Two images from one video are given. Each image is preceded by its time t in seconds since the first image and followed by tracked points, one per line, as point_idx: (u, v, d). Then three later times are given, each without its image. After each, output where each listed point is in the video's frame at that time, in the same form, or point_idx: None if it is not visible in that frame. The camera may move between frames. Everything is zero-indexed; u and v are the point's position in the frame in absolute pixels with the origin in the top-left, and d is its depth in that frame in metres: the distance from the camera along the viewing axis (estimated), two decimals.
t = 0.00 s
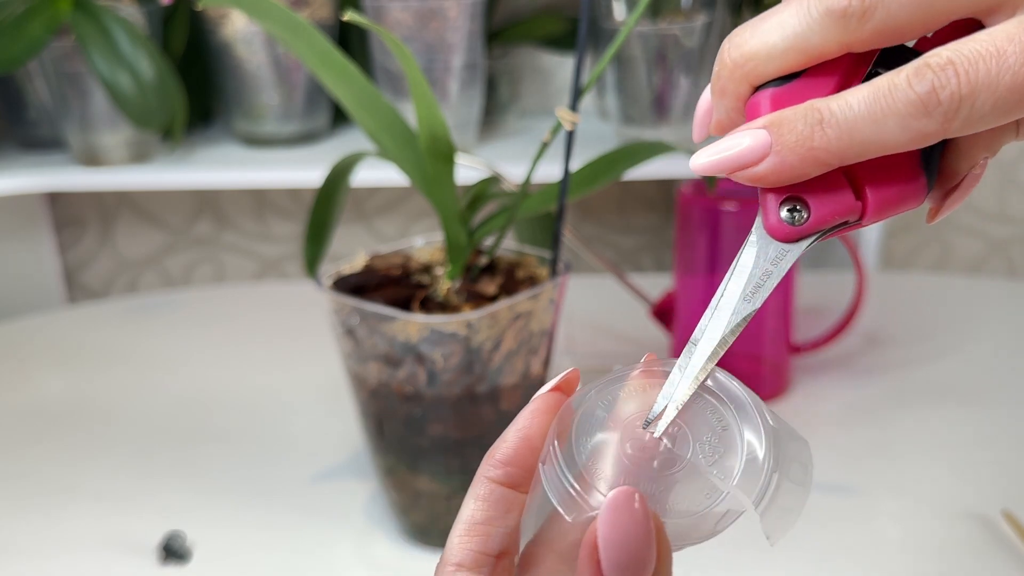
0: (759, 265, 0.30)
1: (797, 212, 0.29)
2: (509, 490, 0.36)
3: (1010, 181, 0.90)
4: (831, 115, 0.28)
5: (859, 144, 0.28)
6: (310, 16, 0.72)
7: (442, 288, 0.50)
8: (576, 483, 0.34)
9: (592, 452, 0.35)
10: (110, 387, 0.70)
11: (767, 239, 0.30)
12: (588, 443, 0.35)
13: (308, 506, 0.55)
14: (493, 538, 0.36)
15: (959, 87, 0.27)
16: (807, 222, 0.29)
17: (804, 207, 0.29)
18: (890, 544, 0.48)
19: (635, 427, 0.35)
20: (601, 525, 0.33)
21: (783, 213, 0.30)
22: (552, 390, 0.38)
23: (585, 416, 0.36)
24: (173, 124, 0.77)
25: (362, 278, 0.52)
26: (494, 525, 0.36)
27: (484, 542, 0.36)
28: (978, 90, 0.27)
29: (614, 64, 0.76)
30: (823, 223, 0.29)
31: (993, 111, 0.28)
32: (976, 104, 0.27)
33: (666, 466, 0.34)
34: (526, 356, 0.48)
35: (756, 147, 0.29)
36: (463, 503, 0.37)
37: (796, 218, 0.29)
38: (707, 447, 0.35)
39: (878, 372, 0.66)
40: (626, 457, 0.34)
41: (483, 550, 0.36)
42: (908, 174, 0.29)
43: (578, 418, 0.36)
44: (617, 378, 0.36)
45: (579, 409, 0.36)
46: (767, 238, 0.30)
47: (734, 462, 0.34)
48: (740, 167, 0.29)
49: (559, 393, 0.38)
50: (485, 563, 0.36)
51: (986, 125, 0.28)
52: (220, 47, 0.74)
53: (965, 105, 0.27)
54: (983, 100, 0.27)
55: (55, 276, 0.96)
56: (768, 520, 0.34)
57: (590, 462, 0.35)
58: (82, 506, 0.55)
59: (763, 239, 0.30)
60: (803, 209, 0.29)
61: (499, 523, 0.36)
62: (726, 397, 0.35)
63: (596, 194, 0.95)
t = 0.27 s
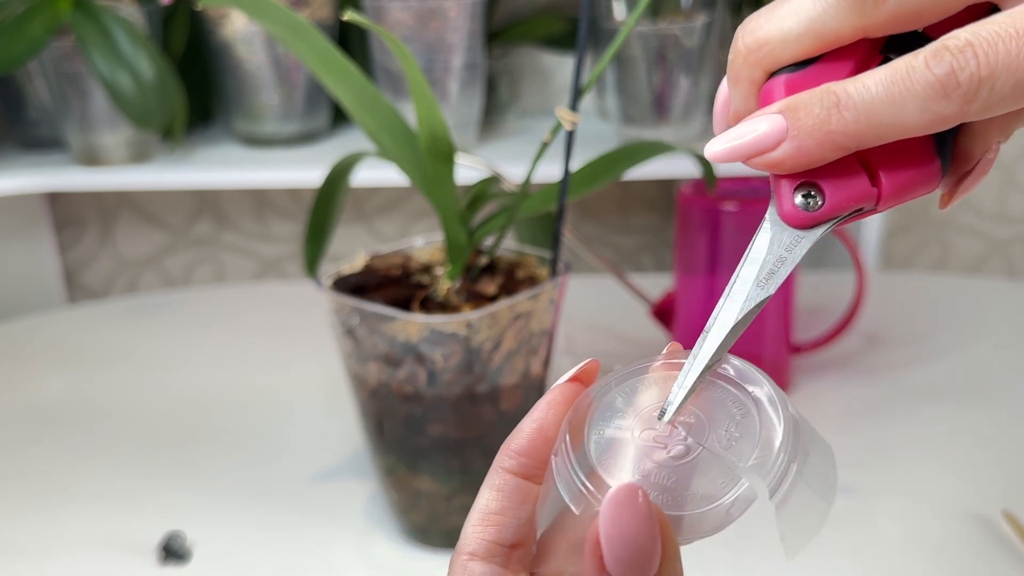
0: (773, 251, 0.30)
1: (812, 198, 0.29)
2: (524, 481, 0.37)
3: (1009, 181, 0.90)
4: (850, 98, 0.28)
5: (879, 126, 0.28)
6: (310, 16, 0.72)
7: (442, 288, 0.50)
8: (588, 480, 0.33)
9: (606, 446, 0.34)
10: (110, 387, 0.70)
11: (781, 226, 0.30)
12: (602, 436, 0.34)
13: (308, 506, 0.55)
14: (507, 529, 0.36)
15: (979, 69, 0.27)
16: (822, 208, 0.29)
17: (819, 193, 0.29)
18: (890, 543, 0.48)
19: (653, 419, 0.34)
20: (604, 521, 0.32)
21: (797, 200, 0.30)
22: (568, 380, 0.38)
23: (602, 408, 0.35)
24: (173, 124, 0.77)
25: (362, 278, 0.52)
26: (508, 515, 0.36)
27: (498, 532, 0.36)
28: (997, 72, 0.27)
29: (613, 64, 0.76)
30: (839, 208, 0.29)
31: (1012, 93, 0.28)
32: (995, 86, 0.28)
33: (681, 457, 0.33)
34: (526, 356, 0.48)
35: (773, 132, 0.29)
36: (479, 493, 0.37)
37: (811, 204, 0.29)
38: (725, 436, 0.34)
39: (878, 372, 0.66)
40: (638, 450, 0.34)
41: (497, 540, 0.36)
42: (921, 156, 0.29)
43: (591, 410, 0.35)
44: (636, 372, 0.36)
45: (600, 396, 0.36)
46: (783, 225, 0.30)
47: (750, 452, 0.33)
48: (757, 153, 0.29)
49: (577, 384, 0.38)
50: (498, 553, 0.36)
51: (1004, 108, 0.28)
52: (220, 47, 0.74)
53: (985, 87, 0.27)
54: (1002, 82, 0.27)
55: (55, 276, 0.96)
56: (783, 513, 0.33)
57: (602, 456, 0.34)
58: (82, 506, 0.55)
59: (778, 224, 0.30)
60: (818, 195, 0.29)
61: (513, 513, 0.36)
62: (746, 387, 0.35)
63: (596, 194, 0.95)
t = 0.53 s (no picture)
0: (769, 238, 0.30)
1: (811, 189, 0.29)
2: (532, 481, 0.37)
3: (1009, 181, 0.91)
4: (849, 85, 0.28)
5: (879, 112, 0.28)
6: (310, 16, 0.72)
7: (442, 288, 0.50)
8: (594, 480, 0.33)
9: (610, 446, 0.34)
10: (110, 387, 0.70)
11: (779, 216, 0.30)
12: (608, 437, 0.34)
13: (308, 506, 0.55)
14: (514, 528, 0.36)
15: (976, 54, 0.27)
16: (821, 200, 0.29)
17: (818, 184, 0.29)
18: (890, 543, 0.48)
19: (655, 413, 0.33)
20: (610, 520, 0.32)
21: (796, 190, 0.29)
22: (574, 381, 0.38)
23: (609, 407, 0.34)
24: (173, 124, 0.77)
25: (362, 278, 0.52)
26: (516, 515, 0.37)
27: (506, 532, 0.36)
28: (994, 56, 0.27)
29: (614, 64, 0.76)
30: (837, 201, 0.29)
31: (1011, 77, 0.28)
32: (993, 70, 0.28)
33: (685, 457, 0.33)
34: (526, 356, 0.48)
35: (775, 122, 0.29)
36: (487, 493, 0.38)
37: (809, 194, 0.29)
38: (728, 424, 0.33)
39: (878, 372, 0.66)
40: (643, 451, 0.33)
41: (504, 540, 0.36)
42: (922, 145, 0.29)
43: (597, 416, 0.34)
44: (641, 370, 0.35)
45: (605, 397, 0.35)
46: (779, 215, 0.30)
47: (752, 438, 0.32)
48: (758, 144, 0.29)
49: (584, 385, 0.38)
50: (506, 552, 0.36)
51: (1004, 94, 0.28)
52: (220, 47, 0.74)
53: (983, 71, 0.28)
54: (1000, 67, 0.28)
55: (55, 276, 0.96)
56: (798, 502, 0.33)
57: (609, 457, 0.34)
58: (82, 506, 0.55)
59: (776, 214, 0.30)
60: (817, 186, 0.29)
61: (521, 513, 0.37)
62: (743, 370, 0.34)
63: (596, 194, 0.95)
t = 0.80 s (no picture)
0: (795, 222, 0.30)
1: (827, 168, 0.29)
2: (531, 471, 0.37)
3: (1010, 180, 0.91)
4: (852, 69, 0.28)
5: (881, 95, 0.28)
6: (310, 16, 0.72)
7: (442, 288, 0.50)
8: (597, 468, 0.34)
9: (614, 437, 0.34)
10: (110, 387, 0.70)
11: (799, 198, 0.30)
12: (610, 428, 0.34)
13: (307, 506, 0.55)
14: (513, 519, 0.36)
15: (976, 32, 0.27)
16: (838, 177, 0.29)
17: (833, 162, 0.29)
18: (890, 543, 0.47)
19: (660, 414, 0.34)
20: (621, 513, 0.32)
21: (813, 170, 0.30)
22: (575, 375, 0.39)
23: (612, 404, 0.35)
24: (174, 124, 0.77)
25: (362, 278, 0.52)
26: (514, 504, 0.36)
27: (504, 521, 0.36)
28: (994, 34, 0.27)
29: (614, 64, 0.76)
30: (854, 176, 0.29)
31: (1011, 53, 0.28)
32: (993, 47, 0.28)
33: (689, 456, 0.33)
34: (526, 356, 0.48)
35: (780, 108, 0.29)
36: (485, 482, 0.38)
37: (825, 174, 0.29)
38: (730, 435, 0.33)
39: (878, 371, 0.66)
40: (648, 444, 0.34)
41: (503, 529, 0.36)
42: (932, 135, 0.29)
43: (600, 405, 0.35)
44: (639, 370, 0.36)
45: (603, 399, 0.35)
46: (800, 197, 0.30)
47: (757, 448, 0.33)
48: (765, 129, 0.29)
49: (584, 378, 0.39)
50: (503, 542, 0.36)
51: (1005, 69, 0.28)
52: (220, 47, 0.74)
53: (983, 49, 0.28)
54: (1000, 43, 0.28)
55: (55, 276, 0.96)
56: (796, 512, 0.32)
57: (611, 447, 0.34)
58: (81, 506, 0.55)
59: (795, 196, 0.31)
60: (832, 164, 0.29)
61: (520, 503, 0.37)
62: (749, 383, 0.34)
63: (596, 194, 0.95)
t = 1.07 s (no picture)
0: (791, 262, 0.29)
1: (821, 206, 0.28)
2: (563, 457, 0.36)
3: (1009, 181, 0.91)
4: (841, 104, 0.27)
5: (873, 131, 0.27)
6: (310, 16, 0.72)
7: (442, 288, 0.50)
8: (628, 462, 0.34)
9: (645, 432, 0.34)
10: (109, 387, 0.70)
11: (794, 235, 0.29)
12: (642, 423, 0.34)
13: (308, 506, 0.55)
14: (542, 502, 0.36)
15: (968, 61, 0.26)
16: (833, 215, 0.28)
17: (828, 200, 0.28)
18: (889, 543, 0.48)
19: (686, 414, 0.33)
20: (643, 509, 0.32)
21: (806, 207, 0.28)
22: (614, 362, 0.36)
23: (645, 401, 0.34)
24: (174, 124, 0.77)
25: (363, 278, 0.52)
26: (545, 488, 0.36)
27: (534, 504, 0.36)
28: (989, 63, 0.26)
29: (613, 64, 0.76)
30: (848, 213, 0.28)
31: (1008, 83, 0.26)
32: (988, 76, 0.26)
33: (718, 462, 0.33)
34: (526, 356, 0.48)
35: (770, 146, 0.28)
36: (513, 464, 0.37)
37: (819, 212, 0.28)
38: (763, 450, 0.33)
39: (878, 372, 0.66)
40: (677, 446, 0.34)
41: (531, 512, 0.36)
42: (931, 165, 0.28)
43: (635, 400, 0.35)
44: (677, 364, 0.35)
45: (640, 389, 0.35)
46: (795, 236, 0.29)
47: (788, 469, 0.33)
48: (757, 168, 0.28)
49: (623, 367, 0.37)
50: (531, 525, 0.36)
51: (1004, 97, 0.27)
52: (220, 47, 0.74)
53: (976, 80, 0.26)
54: (997, 72, 0.26)
55: (55, 276, 0.96)
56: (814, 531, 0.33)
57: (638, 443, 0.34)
58: (81, 506, 0.55)
59: (790, 234, 0.29)
60: (827, 202, 0.28)
61: (550, 487, 0.36)
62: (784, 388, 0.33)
63: (596, 194, 0.95)
